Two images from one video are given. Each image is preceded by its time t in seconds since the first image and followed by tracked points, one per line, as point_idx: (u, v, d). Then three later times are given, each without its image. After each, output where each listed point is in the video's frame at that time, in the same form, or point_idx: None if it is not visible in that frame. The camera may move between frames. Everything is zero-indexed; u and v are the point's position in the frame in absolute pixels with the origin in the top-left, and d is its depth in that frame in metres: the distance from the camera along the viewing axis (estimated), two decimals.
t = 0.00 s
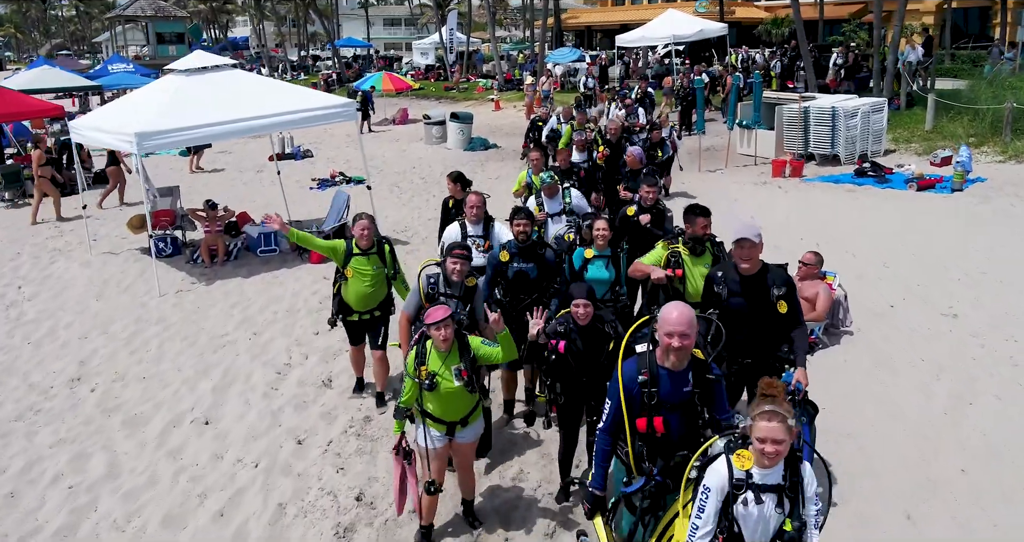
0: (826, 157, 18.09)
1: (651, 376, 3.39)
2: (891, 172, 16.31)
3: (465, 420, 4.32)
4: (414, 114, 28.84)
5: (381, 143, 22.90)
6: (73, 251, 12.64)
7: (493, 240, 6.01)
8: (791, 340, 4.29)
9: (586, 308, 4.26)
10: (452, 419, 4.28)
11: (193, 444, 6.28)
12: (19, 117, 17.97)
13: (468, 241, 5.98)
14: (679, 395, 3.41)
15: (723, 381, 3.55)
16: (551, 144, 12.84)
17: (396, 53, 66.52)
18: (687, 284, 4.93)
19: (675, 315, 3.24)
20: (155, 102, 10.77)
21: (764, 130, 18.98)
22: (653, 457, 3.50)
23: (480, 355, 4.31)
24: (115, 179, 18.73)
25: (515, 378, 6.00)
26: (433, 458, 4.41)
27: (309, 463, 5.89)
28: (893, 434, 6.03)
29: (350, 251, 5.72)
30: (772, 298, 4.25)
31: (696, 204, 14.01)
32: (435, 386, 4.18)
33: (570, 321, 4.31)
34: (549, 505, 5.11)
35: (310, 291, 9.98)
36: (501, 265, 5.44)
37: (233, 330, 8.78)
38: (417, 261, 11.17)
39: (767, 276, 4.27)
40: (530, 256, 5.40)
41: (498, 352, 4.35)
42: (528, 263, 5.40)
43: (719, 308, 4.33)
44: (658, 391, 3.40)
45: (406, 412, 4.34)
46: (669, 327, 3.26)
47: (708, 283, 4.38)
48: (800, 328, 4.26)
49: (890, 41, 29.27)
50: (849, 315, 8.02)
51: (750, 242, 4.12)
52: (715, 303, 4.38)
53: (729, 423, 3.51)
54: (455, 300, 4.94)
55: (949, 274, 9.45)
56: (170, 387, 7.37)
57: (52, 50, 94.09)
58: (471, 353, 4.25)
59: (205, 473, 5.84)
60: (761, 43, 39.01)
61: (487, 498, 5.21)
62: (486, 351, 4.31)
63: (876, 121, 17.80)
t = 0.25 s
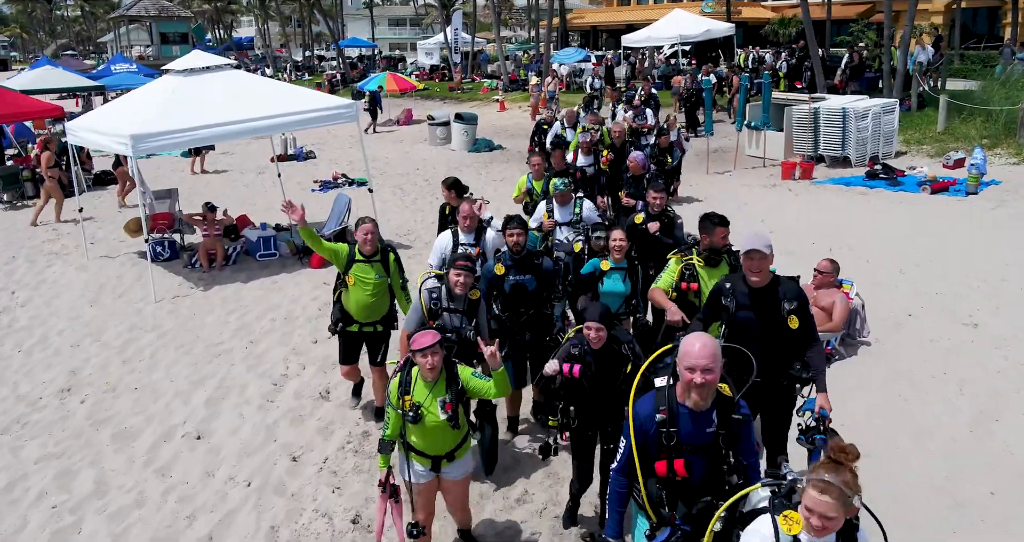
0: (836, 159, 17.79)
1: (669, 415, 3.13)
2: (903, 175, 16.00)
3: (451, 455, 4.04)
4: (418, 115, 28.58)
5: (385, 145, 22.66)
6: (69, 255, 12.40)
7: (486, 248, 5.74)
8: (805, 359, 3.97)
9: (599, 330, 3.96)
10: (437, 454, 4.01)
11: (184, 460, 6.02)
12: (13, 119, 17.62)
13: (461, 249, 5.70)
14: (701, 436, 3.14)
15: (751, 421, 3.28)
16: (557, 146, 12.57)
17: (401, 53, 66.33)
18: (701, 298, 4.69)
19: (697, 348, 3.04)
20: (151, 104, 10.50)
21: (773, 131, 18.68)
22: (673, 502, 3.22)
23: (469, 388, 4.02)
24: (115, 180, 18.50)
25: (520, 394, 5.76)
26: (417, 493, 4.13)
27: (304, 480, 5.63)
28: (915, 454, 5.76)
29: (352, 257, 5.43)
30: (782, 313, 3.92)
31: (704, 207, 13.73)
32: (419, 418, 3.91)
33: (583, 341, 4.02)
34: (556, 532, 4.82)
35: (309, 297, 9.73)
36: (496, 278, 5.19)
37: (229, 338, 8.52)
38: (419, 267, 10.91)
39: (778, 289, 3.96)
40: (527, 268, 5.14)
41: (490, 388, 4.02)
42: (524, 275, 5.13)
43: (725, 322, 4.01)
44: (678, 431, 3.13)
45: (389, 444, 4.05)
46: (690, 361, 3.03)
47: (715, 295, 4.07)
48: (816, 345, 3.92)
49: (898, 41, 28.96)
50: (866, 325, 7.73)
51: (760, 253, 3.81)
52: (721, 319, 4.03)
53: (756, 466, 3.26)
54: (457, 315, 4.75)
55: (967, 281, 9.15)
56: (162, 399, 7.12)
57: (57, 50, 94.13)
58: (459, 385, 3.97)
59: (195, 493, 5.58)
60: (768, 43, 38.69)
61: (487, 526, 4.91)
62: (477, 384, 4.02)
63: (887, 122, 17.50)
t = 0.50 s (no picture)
0: (843, 161, 17.51)
1: (675, 475, 2.89)
2: (911, 178, 15.71)
3: (445, 491, 3.83)
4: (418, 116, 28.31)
5: (384, 146, 22.39)
6: (61, 259, 12.15)
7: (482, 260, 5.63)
8: (821, 378, 3.78)
9: (598, 366, 3.67)
10: (430, 490, 3.80)
11: (170, 479, 5.77)
12: (7, 120, 17.37)
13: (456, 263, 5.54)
14: (710, 500, 2.88)
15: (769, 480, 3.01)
16: (558, 150, 12.32)
17: (402, 54, 66.05)
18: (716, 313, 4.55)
19: (704, 403, 2.80)
20: (144, 106, 10.26)
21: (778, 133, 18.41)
22: None
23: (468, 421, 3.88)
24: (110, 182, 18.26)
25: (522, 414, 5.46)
26: (407, 536, 3.90)
27: (294, 502, 5.37)
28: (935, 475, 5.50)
29: (344, 273, 5.19)
30: (794, 332, 3.66)
31: (709, 211, 13.46)
32: (412, 455, 3.68)
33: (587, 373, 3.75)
34: None
35: (304, 304, 9.47)
36: (499, 298, 4.93)
37: (221, 348, 8.27)
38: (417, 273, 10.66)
39: (789, 306, 3.68)
40: (531, 285, 4.88)
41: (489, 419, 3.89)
42: (530, 294, 4.88)
43: (736, 340, 3.75)
44: (683, 495, 2.89)
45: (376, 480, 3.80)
46: (697, 417, 2.79)
47: (725, 311, 3.79)
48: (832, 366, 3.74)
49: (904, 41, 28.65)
50: (879, 335, 7.46)
51: (769, 268, 3.56)
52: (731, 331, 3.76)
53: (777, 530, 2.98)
54: (453, 333, 4.53)
55: (981, 290, 8.89)
56: (150, 412, 6.87)
57: (58, 51, 94.03)
58: (456, 418, 3.81)
59: (180, 515, 5.33)
60: (772, 44, 38.38)
61: None
62: (475, 416, 3.89)
63: (894, 124, 17.22)
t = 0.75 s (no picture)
0: (846, 163, 17.28)
1: (672, 536, 2.70)
2: (916, 180, 15.49)
3: (448, 535, 3.68)
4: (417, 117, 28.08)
5: (382, 148, 22.16)
6: (51, 264, 11.91)
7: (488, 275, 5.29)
8: (842, 406, 3.55)
9: (595, 410, 3.36)
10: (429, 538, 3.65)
11: (154, 497, 5.54)
12: None
13: (461, 277, 5.25)
14: None
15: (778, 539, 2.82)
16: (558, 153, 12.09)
17: (401, 54, 65.87)
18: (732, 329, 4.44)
19: (704, 456, 2.56)
20: (133, 109, 10.02)
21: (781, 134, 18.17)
22: None
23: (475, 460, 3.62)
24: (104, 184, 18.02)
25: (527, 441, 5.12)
26: None
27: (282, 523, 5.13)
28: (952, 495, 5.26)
29: (324, 294, 4.85)
30: (817, 356, 3.44)
31: (712, 215, 13.23)
32: (414, 500, 3.48)
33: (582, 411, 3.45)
34: None
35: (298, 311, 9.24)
36: (517, 313, 4.52)
37: (212, 357, 8.04)
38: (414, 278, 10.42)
39: (810, 329, 3.47)
40: (552, 300, 4.52)
41: (499, 459, 3.63)
42: (549, 310, 4.52)
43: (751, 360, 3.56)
44: None
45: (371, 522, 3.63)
46: (696, 473, 2.57)
47: (742, 329, 3.59)
48: (855, 395, 3.51)
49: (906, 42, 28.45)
50: (889, 346, 7.22)
51: (793, 283, 3.35)
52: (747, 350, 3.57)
53: None
54: (440, 354, 4.26)
55: (993, 297, 8.66)
56: (136, 425, 6.64)
57: (57, 51, 93.88)
58: (461, 459, 3.57)
59: (163, 536, 5.10)
60: (773, 44, 38.17)
61: None
62: (483, 456, 3.62)
63: (898, 125, 17.00)
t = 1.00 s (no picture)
0: (850, 165, 17.06)
1: None
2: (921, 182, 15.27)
3: None
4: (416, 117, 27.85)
5: (380, 149, 21.93)
6: (41, 268, 11.68)
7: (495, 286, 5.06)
8: (881, 440, 3.31)
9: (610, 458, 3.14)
10: None
11: (137, 516, 5.32)
12: None
13: (467, 288, 5.05)
14: None
15: None
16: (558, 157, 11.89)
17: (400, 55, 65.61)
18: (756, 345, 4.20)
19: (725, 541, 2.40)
20: (124, 110, 9.80)
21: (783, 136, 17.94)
22: None
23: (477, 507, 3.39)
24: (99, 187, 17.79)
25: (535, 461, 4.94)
26: None
27: None
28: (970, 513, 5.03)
29: (300, 312, 4.63)
30: (858, 387, 3.22)
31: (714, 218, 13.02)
32: None
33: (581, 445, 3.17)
34: None
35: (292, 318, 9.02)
36: (527, 326, 4.32)
37: (201, 366, 7.81)
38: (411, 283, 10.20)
39: (849, 355, 3.26)
40: (566, 313, 4.31)
41: (506, 506, 3.40)
42: (563, 323, 4.30)
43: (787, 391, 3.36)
44: None
45: None
46: None
47: (775, 355, 3.40)
48: (894, 431, 3.25)
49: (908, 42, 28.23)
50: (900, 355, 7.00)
51: (833, 306, 3.17)
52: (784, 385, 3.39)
53: None
54: (430, 378, 4.00)
55: (1004, 304, 8.44)
56: (122, 438, 6.42)
57: (56, 52, 93.59)
58: (465, 506, 3.35)
59: None
60: (773, 44, 37.93)
61: None
62: (490, 503, 3.40)
63: (902, 127, 16.79)
